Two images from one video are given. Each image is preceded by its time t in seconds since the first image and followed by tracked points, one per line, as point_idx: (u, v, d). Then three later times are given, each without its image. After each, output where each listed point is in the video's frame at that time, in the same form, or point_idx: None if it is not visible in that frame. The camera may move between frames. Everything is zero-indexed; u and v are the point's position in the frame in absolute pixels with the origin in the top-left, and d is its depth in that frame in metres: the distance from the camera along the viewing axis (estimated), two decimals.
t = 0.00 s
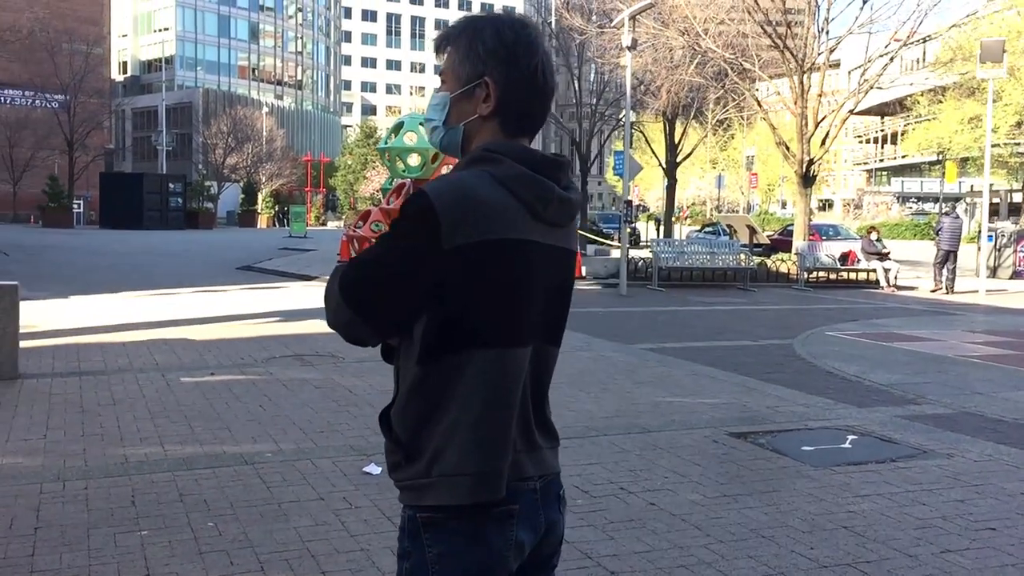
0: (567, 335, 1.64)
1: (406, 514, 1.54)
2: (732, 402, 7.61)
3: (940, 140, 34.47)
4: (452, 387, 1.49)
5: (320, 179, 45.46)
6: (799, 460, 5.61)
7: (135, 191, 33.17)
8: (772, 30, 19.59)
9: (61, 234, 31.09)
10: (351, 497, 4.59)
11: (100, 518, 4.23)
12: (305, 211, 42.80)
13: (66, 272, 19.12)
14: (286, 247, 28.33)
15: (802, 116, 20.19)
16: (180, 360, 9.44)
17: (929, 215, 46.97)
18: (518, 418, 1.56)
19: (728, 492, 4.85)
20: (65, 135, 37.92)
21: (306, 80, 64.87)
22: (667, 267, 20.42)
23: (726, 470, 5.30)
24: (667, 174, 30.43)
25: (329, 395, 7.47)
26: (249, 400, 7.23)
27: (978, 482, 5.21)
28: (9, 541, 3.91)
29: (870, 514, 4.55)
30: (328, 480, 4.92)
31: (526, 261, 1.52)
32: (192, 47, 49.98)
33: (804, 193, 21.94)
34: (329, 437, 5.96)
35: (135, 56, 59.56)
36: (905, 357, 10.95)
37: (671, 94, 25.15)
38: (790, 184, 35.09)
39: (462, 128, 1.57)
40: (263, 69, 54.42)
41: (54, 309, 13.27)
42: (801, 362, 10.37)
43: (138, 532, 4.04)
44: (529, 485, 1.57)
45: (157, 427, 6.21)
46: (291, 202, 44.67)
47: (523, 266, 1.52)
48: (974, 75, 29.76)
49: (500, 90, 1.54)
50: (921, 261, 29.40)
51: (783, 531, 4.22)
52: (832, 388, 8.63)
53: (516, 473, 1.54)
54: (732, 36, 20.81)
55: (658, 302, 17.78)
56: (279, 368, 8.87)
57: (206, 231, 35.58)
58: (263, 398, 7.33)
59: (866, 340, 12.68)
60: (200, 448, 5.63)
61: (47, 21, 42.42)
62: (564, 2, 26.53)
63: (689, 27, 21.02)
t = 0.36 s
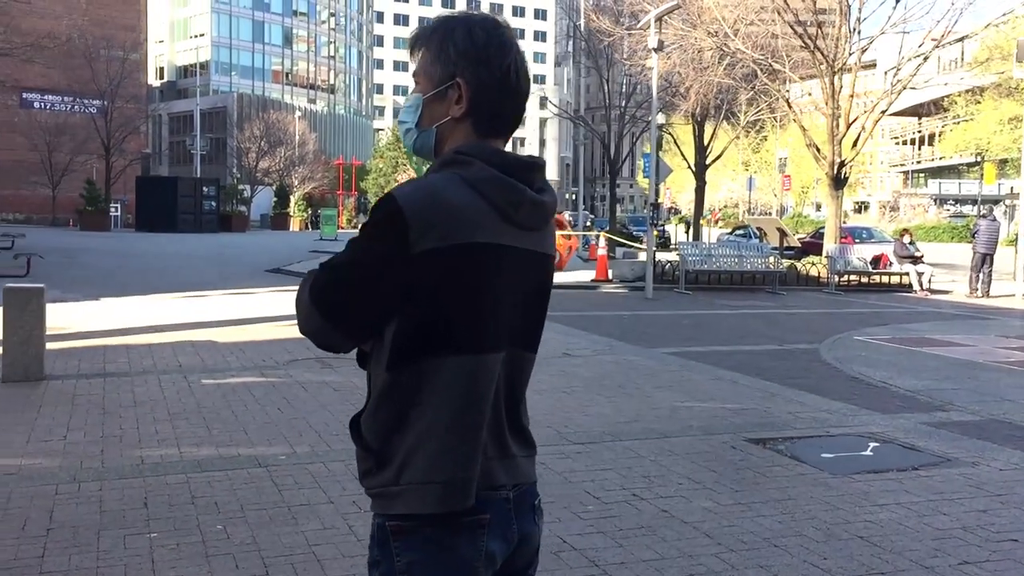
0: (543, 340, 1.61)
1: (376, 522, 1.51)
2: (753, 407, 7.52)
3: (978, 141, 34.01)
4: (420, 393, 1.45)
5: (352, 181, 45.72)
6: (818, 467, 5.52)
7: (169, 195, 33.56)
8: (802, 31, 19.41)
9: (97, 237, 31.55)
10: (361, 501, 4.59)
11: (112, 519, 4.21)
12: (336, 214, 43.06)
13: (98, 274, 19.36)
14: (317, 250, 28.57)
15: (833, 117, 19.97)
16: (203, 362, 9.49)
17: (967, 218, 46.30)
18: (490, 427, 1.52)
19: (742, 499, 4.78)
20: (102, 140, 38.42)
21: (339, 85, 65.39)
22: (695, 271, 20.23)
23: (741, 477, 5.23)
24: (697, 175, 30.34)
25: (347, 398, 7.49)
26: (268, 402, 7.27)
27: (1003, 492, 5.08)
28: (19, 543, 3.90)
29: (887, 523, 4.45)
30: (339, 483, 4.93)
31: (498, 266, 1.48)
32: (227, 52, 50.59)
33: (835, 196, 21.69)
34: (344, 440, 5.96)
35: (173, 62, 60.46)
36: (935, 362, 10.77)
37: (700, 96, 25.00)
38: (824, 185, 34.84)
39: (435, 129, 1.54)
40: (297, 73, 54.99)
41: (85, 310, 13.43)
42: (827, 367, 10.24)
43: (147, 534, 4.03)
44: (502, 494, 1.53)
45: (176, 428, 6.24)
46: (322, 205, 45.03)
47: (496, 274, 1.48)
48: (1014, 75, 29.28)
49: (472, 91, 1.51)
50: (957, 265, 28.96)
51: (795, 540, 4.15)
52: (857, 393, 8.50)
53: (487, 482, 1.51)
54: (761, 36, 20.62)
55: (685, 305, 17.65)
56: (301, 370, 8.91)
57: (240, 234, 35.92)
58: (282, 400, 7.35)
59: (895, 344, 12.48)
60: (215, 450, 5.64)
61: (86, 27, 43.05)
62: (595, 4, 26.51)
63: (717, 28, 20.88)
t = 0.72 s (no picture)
0: (522, 344, 1.60)
1: (351, 528, 1.50)
2: (770, 411, 7.45)
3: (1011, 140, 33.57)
4: (391, 401, 1.44)
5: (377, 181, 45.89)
6: (832, 472, 5.46)
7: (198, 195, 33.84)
8: (827, 29, 19.25)
9: (125, 237, 31.87)
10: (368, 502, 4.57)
11: (123, 518, 4.18)
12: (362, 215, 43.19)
13: (124, 273, 19.54)
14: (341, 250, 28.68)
15: (859, 117, 19.77)
16: (222, 361, 9.51)
17: (999, 218, 45.71)
18: (465, 432, 1.51)
19: (753, 504, 4.72)
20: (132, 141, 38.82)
21: (365, 86, 65.71)
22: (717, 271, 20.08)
23: (755, 482, 5.18)
24: (721, 175, 30.17)
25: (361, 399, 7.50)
26: (283, 402, 7.28)
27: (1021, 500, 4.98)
28: (30, 540, 3.87)
29: (900, 531, 4.37)
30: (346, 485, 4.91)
31: (470, 271, 1.46)
32: (255, 54, 51.03)
33: (862, 196, 21.46)
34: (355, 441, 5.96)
35: (202, 63, 61.10)
36: (959, 365, 10.60)
37: (725, 95, 24.85)
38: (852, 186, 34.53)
39: (409, 131, 1.53)
40: (323, 74, 55.34)
41: (108, 309, 13.52)
42: (849, 370, 10.11)
43: (156, 532, 4.00)
44: (478, 500, 1.52)
45: (190, 426, 6.23)
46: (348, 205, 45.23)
47: (468, 280, 1.46)
48: None
49: (446, 96, 1.50)
50: (989, 266, 28.56)
51: (804, 546, 4.10)
52: (877, 397, 8.39)
53: (463, 487, 1.50)
54: (786, 35, 20.45)
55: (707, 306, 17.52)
56: (318, 370, 8.93)
57: (266, 233, 36.15)
58: (296, 400, 7.36)
59: (920, 347, 12.31)
60: (228, 448, 5.63)
61: (117, 30, 43.51)
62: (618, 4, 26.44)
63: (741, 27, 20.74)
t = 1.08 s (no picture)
0: (492, 348, 1.57)
1: (319, 532, 1.46)
2: (782, 412, 7.39)
3: None
4: (359, 404, 1.41)
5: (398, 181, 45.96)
6: (842, 475, 5.39)
7: (219, 196, 34.06)
8: (849, 27, 19.07)
9: (147, 236, 32.12)
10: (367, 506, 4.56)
11: (125, 517, 4.18)
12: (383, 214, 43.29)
13: (144, 272, 19.68)
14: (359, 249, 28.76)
15: (881, 116, 19.55)
16: (236, 360, 9.56)
17: None
18: (435, 436, 1.48)
19: (760, 507, 4.67)
20: (155, 141, 39.11)
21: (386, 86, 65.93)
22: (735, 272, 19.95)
23: (763, 485, 5.12)
24: (740, 174, 30.01)
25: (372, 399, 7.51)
26: (293, 401, 7.30)
27: None
28: (31, 540, 3.87)
29: (908, 535, 4.31)
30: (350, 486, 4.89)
31: (437, 270, 1.42)
32: (277, 55, 51.32)
33: (884, 196, 21.24)
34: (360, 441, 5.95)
35: (226, 64, 61.64)
36: (978, 367, 10.46)
37: (745, 93, 24.69)
38: (874, 185, 34.29)
39: (378, 130, 1.51)
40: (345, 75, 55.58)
41: (125, 308, 13.61)
42: (865, 371, 10.00)
43: (158, 532, 4.00)
44: (449, 504, 1.49)
45: (199, 425, 6.24)
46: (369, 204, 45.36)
47: (436, 278, 1.43)
48: None
49: (415, 93, 1.47)
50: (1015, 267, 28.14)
51: (811, 551, 4.04)
52: (892, 399, 8.30)
53: (432, 493, 1.47)
54: (808, 33, 20.24)
55: (724, 306, 17.43)
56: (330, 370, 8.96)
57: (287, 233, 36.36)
58: (307, 399, 7.37)
59: (938, 348, 12.18)
60: (235, 447, 5.63)
61: (141, 31, 43.89)
62: (639, 4, 26.36)
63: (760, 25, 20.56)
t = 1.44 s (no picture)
0: (464, 346, 1.54)
1: (283, 539, 1.44)
2: (789, 412, 7.33)
3: None
4: (320, 405, 1.39)
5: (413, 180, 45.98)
6: (849, 477, 5.31)
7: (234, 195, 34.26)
8: (865, 25, 18.87)
9: (161, 235, 32.30)
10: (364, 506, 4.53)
11: (120, 518, 4.15)
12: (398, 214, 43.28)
13: (156, 271, 19.77)
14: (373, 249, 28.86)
15: (897, 114, 19.35)
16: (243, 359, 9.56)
17: None
18: (401, 438, 1.45)
19: (763, 510, 4.60)
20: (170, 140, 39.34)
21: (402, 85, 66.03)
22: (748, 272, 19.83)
23: (767, 487, 5.05)
24: (756, 173, 29.78)
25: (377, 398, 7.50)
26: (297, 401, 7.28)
27: None
28: (24, 540, 3.85)
29: (913, 539, 4.22)
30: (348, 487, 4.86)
31: (401, 266, 1.40)
32: (293, 54, 51.45)
33: (900, 195, 21.05)
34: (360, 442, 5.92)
35: (242, 64, 61.95)
36: (990, 368, 10.33)
37: (760, 92, 24.50)
38: (891, 185, 34.01)
39: (345, 122, 1.53)
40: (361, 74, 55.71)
41: (137, 307, 13.68)
42: (876, 372, 9.90)
43: (152, 533, 3.97)
44: (416, 509, 1.46)
45: (202, 425, 6.22)
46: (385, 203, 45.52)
47: (399, 275, 1.40)
48: None
49: (382, 85, 1.49)
50: None
51: (812, 555, 3.97)
52: (902, 400, 8.20)
53: (397, 497, 1.44)
54: (824, 31, 20.03)
55: (736, 307, 17.31)
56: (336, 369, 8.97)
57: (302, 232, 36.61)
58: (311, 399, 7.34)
59: (952, 349, 12.04)
60: (235, 448, 5.60)
61: (157, 30, 44.09)
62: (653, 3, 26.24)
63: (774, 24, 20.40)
